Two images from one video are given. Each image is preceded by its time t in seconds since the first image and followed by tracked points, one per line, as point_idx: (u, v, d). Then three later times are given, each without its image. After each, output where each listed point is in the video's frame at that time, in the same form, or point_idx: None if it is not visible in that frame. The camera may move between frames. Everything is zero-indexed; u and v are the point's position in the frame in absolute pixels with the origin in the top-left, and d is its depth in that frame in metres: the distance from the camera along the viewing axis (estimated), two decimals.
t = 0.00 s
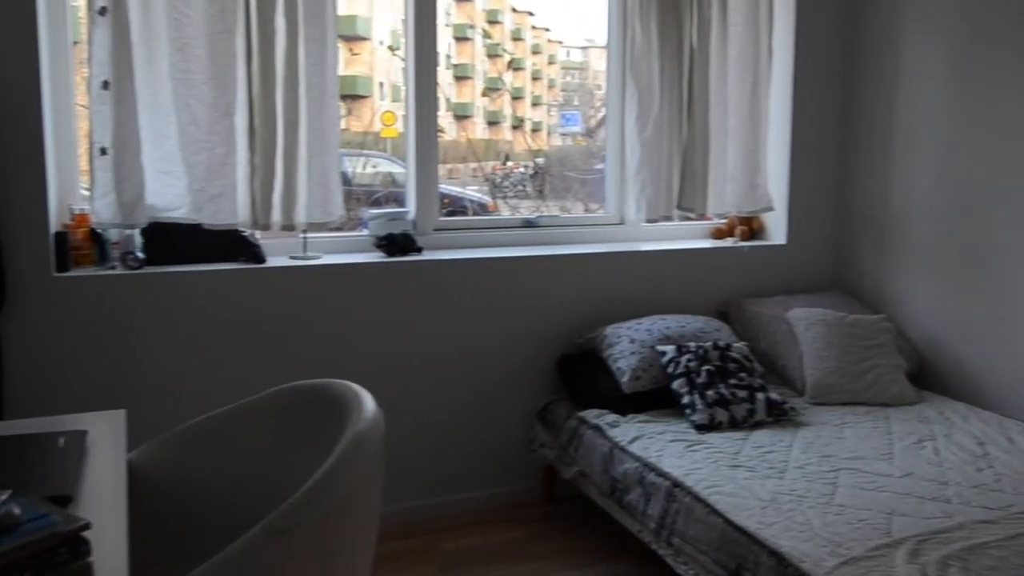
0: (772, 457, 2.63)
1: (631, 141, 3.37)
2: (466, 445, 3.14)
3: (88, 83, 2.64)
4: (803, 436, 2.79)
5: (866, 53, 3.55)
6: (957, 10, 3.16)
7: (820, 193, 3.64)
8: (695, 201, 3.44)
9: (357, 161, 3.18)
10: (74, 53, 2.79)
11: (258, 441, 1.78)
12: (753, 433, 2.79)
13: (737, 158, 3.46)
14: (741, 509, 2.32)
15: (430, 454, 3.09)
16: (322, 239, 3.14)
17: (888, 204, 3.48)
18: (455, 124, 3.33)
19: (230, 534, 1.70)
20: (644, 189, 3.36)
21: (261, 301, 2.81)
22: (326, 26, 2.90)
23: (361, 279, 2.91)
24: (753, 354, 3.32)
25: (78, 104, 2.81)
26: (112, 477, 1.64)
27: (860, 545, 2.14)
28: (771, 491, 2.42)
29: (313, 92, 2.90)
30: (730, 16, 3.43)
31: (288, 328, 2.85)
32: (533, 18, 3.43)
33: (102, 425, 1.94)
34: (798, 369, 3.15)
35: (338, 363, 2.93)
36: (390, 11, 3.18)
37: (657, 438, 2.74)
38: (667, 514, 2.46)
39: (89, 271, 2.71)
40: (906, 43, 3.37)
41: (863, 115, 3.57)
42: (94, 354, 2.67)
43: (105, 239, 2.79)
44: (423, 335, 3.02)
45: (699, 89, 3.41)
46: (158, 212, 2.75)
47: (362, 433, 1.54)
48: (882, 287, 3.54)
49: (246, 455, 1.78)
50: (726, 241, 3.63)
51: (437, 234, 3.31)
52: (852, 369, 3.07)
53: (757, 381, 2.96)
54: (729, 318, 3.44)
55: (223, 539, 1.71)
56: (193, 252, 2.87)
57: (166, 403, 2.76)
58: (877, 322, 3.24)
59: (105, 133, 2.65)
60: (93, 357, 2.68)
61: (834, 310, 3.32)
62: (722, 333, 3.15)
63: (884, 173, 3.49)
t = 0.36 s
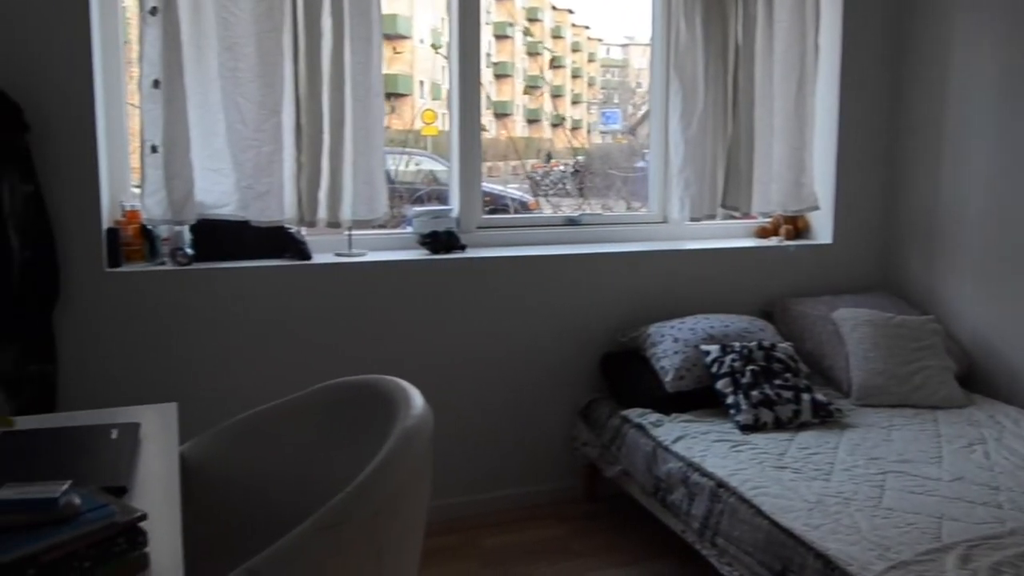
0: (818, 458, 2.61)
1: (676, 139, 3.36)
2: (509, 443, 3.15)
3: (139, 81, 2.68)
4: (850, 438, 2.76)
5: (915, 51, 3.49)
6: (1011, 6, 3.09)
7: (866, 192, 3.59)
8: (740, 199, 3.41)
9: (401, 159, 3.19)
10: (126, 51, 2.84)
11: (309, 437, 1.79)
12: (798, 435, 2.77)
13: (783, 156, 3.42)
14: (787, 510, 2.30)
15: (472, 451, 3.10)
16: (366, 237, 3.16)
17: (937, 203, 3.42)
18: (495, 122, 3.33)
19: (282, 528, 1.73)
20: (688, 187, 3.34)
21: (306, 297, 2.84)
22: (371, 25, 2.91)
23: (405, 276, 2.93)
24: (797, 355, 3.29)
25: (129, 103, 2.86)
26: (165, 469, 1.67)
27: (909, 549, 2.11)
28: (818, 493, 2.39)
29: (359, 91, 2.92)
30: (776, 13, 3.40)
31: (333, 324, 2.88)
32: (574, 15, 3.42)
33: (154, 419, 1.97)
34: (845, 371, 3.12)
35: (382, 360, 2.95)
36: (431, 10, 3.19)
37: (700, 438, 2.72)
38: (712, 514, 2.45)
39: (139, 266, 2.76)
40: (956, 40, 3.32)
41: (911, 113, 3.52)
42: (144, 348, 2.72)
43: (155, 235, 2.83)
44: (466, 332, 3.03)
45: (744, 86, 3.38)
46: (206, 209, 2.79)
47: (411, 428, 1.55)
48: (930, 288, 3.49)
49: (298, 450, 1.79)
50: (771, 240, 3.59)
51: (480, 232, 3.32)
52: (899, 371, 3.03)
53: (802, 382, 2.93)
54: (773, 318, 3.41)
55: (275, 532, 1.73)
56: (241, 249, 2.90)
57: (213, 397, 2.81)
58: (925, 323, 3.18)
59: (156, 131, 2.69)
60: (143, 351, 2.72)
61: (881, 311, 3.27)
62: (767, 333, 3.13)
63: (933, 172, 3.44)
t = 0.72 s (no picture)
0: (864, 460, 2.58)
1: (720, 137, 3.33)
2: (550, 441, 3.15)
3: (189, 80, 2.72)
4: (896, 440, 2.72)
5: (965, 48, 3.44)
6: None
7: (913, 192, 3.54)
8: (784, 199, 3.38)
9: (442, 156, 3.20)
10: (174, 50, 2.88)
11: (354, 431, 1.81)
12: (843, 436, 2.74)
13: (828, 154, 3.38)
14: (833, 513, 2.28)
15: (514, 449, 3.11)
16: (410, 234, 3.19)
17: (987, 203, 3.37)
18: (533, 120, 3.33)
19: (331, 522, 1.75)
20: (732, 186, 3.32)
21: (350, 294, 2.86)
22: (416, 24, 2.93)
23: (448, 273, 2.94)
24: (842, 356, 3.25)
25: (178, 102, 2.90)
26: (216, 463, 1.69)
27: (958, 554, 2.07)
28: (864, 496, 2.37)
29: (403, 90, 2.94)
30: (823, 10, 3.36)
31: (377, 321, 2.90)
32: (612, 13, 3.40)
33: (204, 413, 2.00)
34: (890, 372, 3.08)
35: (425, 356, 2.96)
36: (470, 8, 3.20)
37: (743, 438, 2.71)
38: (755, 516, 2.43)
39: (188, 262, 2.80)
40: (1008, 37, 3.26)
41: (961, 111, 3.46)
42: (191, 343, 2.76)
43: (203, 232, 2.87)
44: (509, 330, 3.03)
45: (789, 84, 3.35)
46: (253, 205, 2.82)
47: (459, 426, 1.55)
48: (978, 289, 3.43)
49: (344, 444, 1.81)
50: (815, 239, 3.55)
51: (522, 230, 3.33)
52: (946, 373, 2.99)
53: (847, 383, 2.91)
54: (817, 318, 3.38)
55: (325, 525, 1.75)
56: (286, 246, 2.93)
57: (259, 392, 2.84)
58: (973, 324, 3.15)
59: (205, 129, 2.73)
60: (191, 346, 2.77)
61: (927, 312, 3.23)
62: (811, 333, 3.10)
63: (982, 171, 3.38)
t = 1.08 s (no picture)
0: (908, 463, 2.55)
1: (763, 135, 3.31)
2: (590, 440, 3.14)
3: (235, 78, 2.75)
4: (941, 443, 2.69)
5: (1014, 44, 3.38)
6: None
7: (960, 191, 3.49)
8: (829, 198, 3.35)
9: (481, 155, 3.21)
10: (219, 48, 2.92)
11: (400, 427, 1.83)
12: (887, 438, 2.71)
13: (872, 153, 3.34)
14: (878, 515, 2.25)
15: (553, 447, 3.11)
16: (451, 232, 3.20)
17: None
18: (570, 118, 3.33)
19: (376, 517, 1.76)
20: (775, 185, 3.29)
21: (392, 291, 2.88)
22: (460, 22, 2.94)
23: (489, 271, 2.95)
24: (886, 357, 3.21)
25: (224, 100, 2.94)
26: (264, 458, 1.71)
27: (1006, 559, 2.04)
28: (909, 499, 2.34)
29: (447, 88, 2.95)
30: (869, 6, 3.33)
31: (418, 318, 2.92)
32: (650, 10, 3.39)
33: (252, 407, 2.03)
34: (935, 373, 3.04)
35: (467, 354, 2.98)
36: (508, 7, 3.20)
37: (786, 439, 2.68)
38: (798, 517, 2.41)
39: (233, 258, 2.84)
40: None
41: (1009, 108, 3.41)
42: (236, 338, 2.80)
43: (248, 228, 2.91)
44: (550, 328, 3.04)
45: (834, 82, 3.32)
46: (297, 202, 2.86)
47: (506, 424, 1.56)
48: None
49: (390, 441, 1.82)
50: (859, 239, 3.51)
51: (563, 227, 3.33)
52: (993, 375, 2.94)
53: (892, 385, 2.87)
54: (861, 319, 3.34)
55: (370, 521, 1.77)
56: (330, 243, 2.96)
57: (301, 387, 2.87)
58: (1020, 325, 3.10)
59: (250, 127, 2.76)
60: (235, 342, 2.80)
61: (974, 313, 3.18)
62: (855, 334, 3.07)
63: None
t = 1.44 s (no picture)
0: (953, 467, 2.51)
1: (805, 133, 3.27)
2: (627, 439, 3.14)
3: (278, 76, 2.78)
4: (987, 447, 2.65)
5: None
6: None
7: (1005, 190, 3.43)
8: (871, 197, 3.32)
9: (519, 153, 3.21)
10: (262, 47, 2.94)
11: (443, 424, 1.83)
12: (931, 441, 2.68)
13: (916, 151, 3.30)
14: (921, 519, 2.22)
15: (591, 446, 3.10)
16: (490, 230, 3.21)
17: None
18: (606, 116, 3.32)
19: (420, 513, 1.77)
20: (817, 184, 3.26)
21: (432, 289, 2.89)
22: (500, 19, 2.94)
23: (528, 269, 2.96)
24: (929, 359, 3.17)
25: (265, 99, 2.96)
26: (309, 454, 1.73)
27: None
28: (954, 503, 2.30)
29: (487, 85, 2.95)
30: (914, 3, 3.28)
31: (456, 315, 2.93)
32: (687, 8, 3.37)
33: (294, 403, 2.05)
34: (980, 376, 3.00)
35: (505, 351, 2.98)
36: (543, 5, 3.19)
37: (827, 441, 2.66)
38: (839, 519, 2.39)
39: (274, 255, 2.87)
40: None
41: None
42: (277, 334, 2.83)
43: (289, 225, 2.93)
44: (588, 326, 3.03)
45: (878, 80, 3.28)
46: (337, 199, 2.89)
47: (550, 422, 1.56)
48: None
49: (434, 437, 1.83)
50: (902, 239, 3.47)
51: (602, 225, 3.33)
52: None
53: (936, 387, 2.83)
54: (903, 320, 3.30)
55: (412, 517, 1.78)
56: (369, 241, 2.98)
57: (340, 384, 2.89)
58: None
59: (291, 124, 2.79)
60: (277, 338, 2.83)
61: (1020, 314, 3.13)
62: (898, 335, 3.03)
63: None
